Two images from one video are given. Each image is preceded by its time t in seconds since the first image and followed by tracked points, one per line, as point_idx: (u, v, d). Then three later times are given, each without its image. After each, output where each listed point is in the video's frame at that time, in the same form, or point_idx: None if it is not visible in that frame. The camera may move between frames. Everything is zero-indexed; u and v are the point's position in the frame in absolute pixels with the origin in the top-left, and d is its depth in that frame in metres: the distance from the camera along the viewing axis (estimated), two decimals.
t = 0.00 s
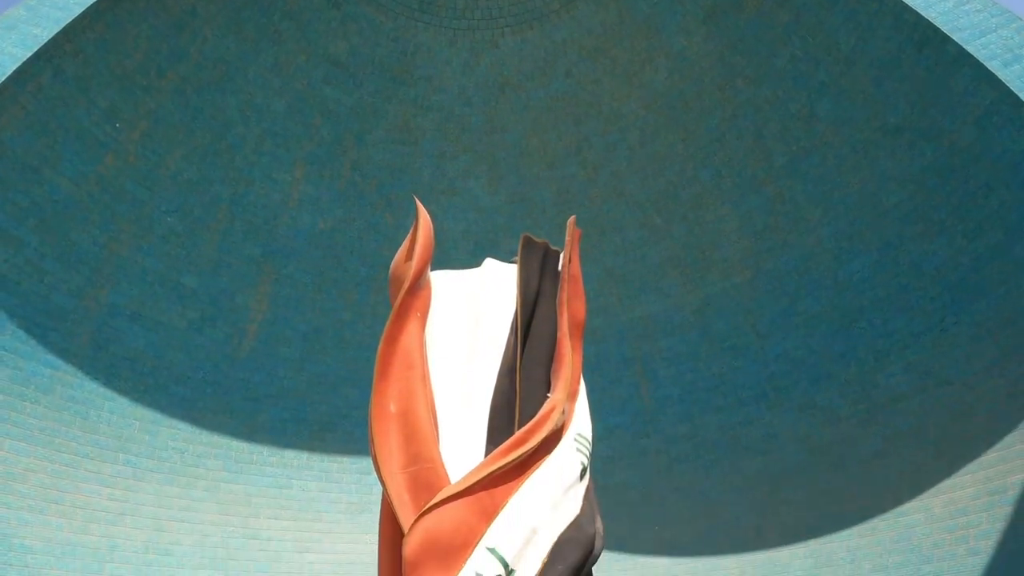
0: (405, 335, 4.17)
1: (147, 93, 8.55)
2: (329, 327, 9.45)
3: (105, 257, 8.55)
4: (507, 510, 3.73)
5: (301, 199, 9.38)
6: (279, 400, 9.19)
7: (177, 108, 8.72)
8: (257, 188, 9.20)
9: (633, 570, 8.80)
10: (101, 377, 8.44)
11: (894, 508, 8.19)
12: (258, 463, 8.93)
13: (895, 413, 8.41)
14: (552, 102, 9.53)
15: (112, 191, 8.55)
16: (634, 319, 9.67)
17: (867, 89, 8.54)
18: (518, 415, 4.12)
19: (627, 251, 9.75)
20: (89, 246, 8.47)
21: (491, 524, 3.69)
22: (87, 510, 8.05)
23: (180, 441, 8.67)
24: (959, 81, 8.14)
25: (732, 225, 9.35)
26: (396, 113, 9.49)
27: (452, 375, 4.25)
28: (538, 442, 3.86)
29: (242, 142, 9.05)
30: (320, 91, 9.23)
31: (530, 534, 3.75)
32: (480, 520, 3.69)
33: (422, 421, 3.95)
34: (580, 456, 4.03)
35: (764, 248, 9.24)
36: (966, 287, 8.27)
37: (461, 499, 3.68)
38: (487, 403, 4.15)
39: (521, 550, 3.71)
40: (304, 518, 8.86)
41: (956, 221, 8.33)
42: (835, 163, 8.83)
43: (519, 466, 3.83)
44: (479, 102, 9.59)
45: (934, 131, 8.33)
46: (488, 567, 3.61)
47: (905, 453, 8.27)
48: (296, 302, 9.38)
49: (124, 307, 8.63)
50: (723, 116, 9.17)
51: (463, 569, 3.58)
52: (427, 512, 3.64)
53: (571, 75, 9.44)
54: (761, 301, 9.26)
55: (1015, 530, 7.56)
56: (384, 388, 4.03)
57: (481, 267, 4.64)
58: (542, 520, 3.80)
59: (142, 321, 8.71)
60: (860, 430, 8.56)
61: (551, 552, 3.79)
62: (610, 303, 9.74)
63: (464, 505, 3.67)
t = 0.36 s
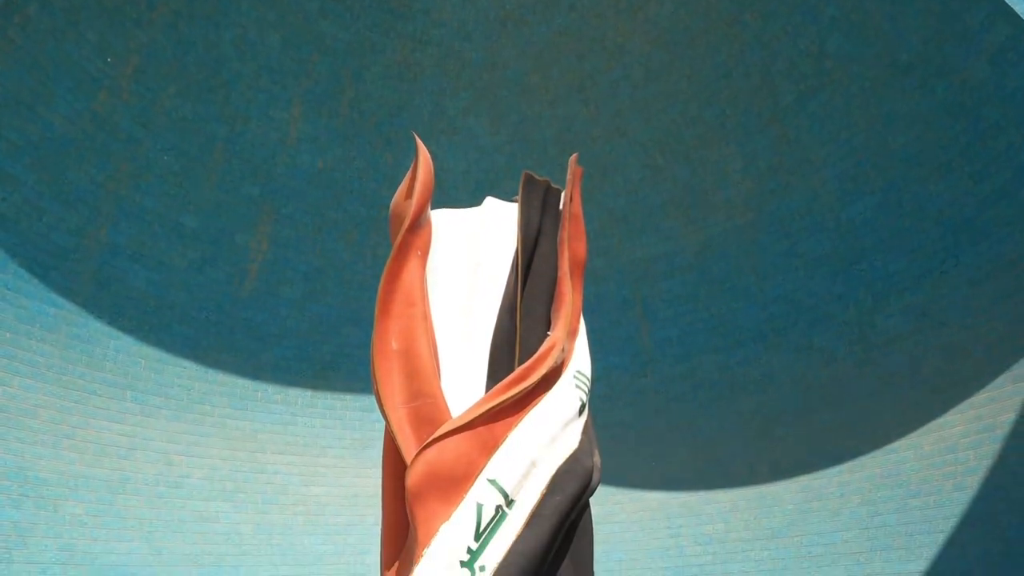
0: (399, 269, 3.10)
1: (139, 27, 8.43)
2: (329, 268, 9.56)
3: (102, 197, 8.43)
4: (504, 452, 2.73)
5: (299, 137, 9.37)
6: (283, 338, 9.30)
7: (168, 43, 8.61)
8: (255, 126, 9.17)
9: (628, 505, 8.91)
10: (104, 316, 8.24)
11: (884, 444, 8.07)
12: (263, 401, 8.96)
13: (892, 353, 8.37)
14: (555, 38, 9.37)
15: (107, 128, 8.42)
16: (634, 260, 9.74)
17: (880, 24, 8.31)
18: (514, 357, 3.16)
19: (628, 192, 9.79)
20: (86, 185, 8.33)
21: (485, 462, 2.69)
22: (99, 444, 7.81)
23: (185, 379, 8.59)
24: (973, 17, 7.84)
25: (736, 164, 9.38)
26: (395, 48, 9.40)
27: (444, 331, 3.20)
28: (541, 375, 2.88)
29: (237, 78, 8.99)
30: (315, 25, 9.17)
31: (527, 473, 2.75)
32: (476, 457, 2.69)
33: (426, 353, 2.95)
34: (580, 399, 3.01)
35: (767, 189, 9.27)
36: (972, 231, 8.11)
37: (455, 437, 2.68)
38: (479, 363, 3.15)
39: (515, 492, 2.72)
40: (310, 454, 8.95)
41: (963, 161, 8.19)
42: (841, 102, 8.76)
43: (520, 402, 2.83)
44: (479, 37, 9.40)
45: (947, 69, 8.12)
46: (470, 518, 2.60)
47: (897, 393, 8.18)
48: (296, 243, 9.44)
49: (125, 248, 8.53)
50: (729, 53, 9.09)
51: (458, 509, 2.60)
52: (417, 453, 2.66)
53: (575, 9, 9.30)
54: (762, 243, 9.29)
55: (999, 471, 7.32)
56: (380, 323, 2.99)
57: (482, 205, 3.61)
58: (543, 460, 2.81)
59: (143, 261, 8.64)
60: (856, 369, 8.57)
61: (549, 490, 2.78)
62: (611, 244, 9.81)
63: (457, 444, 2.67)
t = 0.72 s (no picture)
0: (399, 229, 3.02)
1: None
2: (328, 231, 9.60)
3: (99, 159, 8.31)
4: (504, 411, 2.62)
5: (296, 99, 9.42)
6: (283, 302, 9.34)
7: (161, 3, 8.62)
8: (251, 88, 9.19)
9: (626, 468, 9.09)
10: (104, 279, 8.12)
11: (880, 407, 8.10)
12: (264, 364, 9.02)
13: (890, 317, 8.36)
14: None
15: (103, 90, 8.31)
16: (634, 225, 9.82)
17: None
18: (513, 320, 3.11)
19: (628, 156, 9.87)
20: (82, 147, 8.18)
21: (486, 421, 2.59)
22: (103, 407, 7.72)
23: (187, 342, 8.58)
24: None
25: (738, 127, 9.42)
26: (392, 10, 9.55)
27: (443, 295, 3.15)
28: (541, 335, 2.79)
29: (232, 38, 9.03)
30: None
31: (527, 432, 2.65)
32: (477, 417, 2.59)
33: (427, 315, 2.88)
34: (580, 361, 2.91)
35: (768, 153, 9.29)
36: (972, 195, 8.02)
37: (455, 396, 2.59)
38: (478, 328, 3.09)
39: (515, 451, 2.61)
40: (311, 417, 9.07)
41: (967, 125, 8.12)
42: (847, 64, 8.79)
43: (521, 361, 2.73)
44: None
45: (954, 30, 8.18)
46: (469, 475, 2.49)
47: (893, 358, 8.21)
48: (296, 207, 9.48)
49: (123, 210, 8.45)
50: (734, 14, 9.22)
51: (457, 467, 2.49)
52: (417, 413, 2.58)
53: None
54: (762, 207, 9.34)
55: (992, 436, 7.25)
56: (380, 284, 2.92)
57: (482, 166, 3.53)
58: (544, 420, 2.71)
59: (142, 224, 8.58)
60: (853, 334, 8.59)
61: (550, 450, 2.67)
62: (610, 209, 9.88)
63: (457, 403, 2.58)
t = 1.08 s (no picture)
0: (398, 203, 3.01)
1: None
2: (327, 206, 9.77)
3: (97, 134, 8.14)
4: (503, 384, 2.63)
5: (294, 72, 9.47)
6: (283, 278, 9.48)
7: None
8: (248, 61, 9.18)
9: (625, 442, 9.17)
10: (103, 255, 8.06)
11: (877, 383, 8.11)
12: (265, 339, 9.14)
13: (888, 294, 8.33)
14: None
15: (98, 62, 8.10)
16: (635, 200, 9.86)
17: None
18: (512, 294, 3.11)
19: (628, 130, 9.85)
20: (79, 121, 7.99)
21: (485, 394, 2.60)
22: (104, 381, 7.71)
23: (187, 317, 8.63)
24: None
25: (740, 102, 9.37)
26: None
27: (443, 268, 3.14)
28: (539, 308, 2.79)
29: (229, 11, 8.98)
30: None
31: (525, 404, 2.65)
32: (476, 390, 2.60)
33: (426, 288, 2.87)
34: (580, 335, 2.92)
35: (771, 127, 9.23)
36: (973, 170, 7.98)
37: (454, 369, 2.59)
38: (477, 301, 3.09)
39: (513, 423, 2.62)
40: (312, 391, 9.22)
41: (971, 100, 8.03)
42: (852, 38, 8.68)
43: (519, 334, 2.73)
44: None
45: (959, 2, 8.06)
46: (469, 446, 2.50)
47: (892, 334, 8.20)
48: (294, 181, 9.58)
49: (121, 185, 8.34)
50: None
51: (457, 438, 2.51)
52: (416, 386, 2.59)
53: None
54: (763, 183, 9.32)
55: (989, 411, 7.31)
56: (379, 258, 2.91)
57: (482, 137, 3.48)
58: (542, 392, 2.71)
59: (141, 199, 8.51)
60: (852, 310, 8.59)
61: (549, 421, 2.68)
62: (610, 184, 9.90)
63: (456, 376, 2.59)
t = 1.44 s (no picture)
0: (397, 176, 2.99)
1: None
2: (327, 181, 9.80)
3: (93, 107, 8.07)
4: (502, 357, 2.65)
5: (291, 46, 9.41)
6: (283, 254, 9.49)
7: None
8: (244, 34, 9.10)
9: (624, 417, 9.23)
10: (103, 230, 8.05)
11: (875, 358, 8.17)
12: (265, 315, 9.17)
13: (889, 271, 8.33)
14: None
15: (93, 35, 8.00)
16: (636, 177, 9.82)
17: None
18: (512, 268, 3.11)
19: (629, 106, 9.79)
20: (75, 94, 7.90)
21: (485, 367, 2.62)
22: (105, 356, 7.76)
23: (187, 293, 8.65)
24: None
25: (743, 77, 9.30)
26: None
27: (442, 241, 3.13)
28: (539, 282, 2.79)
29: None
30: None
31: (524, 377, 2.67)
32: (476, 363, 2.62)
33: (426, 262, 2.87)
34: (579, 309, 2.93)
35: (773, 103, 9.17)
36: (976, 147, 7.94)
37: (455, 342, 2.60)
38: (477, 274, 3.08)
39: (513, 396, 2.63)
40: (313, 366, 9.25)
41: (976, 75, 7.96)
42: (856, 11, 8.59)
43: (519, 308, 2.74)
44: None
45: None
46: (468, 419, 2.53)
47: (892, 309, 8.20)
48: (293, 156, 9.56)
49: (118, 159, 8.29)
50: None
51: (457, 411, 2.53)
52: (416, 358, 2.60)
53: None
54: (765, 160, 9.27)
55: (987, 387, 7.33)
56: (378, 231, 2.91)
57: (481, 110, 3.45)
58: (542, 366, 2.73)
59: (138, 174, 8.46)
60: (853, 286, 8.58)
61: (548, 394, 2.69)
62: (610, 160, 9.86)
63: (456, 349, 2.60)
